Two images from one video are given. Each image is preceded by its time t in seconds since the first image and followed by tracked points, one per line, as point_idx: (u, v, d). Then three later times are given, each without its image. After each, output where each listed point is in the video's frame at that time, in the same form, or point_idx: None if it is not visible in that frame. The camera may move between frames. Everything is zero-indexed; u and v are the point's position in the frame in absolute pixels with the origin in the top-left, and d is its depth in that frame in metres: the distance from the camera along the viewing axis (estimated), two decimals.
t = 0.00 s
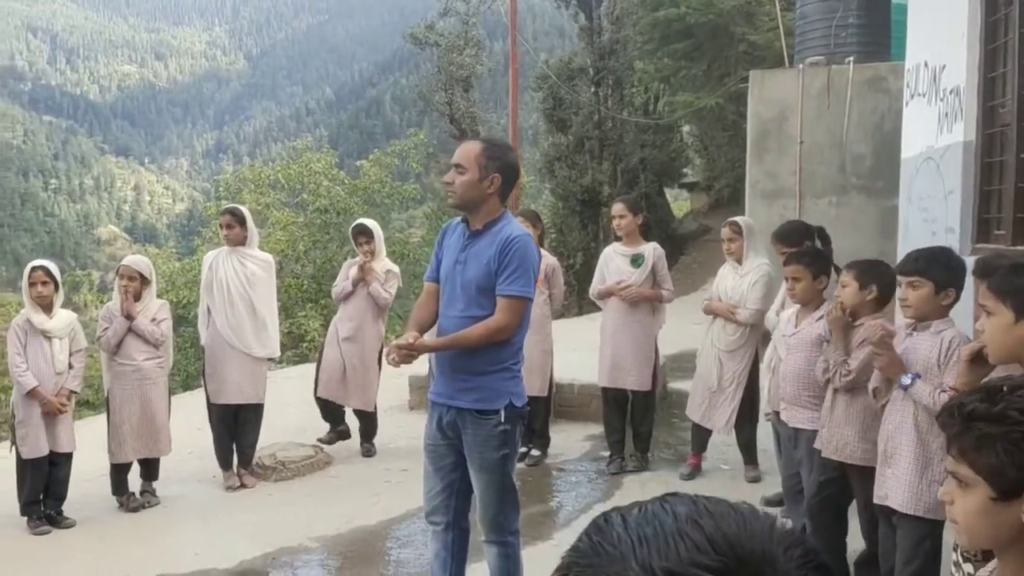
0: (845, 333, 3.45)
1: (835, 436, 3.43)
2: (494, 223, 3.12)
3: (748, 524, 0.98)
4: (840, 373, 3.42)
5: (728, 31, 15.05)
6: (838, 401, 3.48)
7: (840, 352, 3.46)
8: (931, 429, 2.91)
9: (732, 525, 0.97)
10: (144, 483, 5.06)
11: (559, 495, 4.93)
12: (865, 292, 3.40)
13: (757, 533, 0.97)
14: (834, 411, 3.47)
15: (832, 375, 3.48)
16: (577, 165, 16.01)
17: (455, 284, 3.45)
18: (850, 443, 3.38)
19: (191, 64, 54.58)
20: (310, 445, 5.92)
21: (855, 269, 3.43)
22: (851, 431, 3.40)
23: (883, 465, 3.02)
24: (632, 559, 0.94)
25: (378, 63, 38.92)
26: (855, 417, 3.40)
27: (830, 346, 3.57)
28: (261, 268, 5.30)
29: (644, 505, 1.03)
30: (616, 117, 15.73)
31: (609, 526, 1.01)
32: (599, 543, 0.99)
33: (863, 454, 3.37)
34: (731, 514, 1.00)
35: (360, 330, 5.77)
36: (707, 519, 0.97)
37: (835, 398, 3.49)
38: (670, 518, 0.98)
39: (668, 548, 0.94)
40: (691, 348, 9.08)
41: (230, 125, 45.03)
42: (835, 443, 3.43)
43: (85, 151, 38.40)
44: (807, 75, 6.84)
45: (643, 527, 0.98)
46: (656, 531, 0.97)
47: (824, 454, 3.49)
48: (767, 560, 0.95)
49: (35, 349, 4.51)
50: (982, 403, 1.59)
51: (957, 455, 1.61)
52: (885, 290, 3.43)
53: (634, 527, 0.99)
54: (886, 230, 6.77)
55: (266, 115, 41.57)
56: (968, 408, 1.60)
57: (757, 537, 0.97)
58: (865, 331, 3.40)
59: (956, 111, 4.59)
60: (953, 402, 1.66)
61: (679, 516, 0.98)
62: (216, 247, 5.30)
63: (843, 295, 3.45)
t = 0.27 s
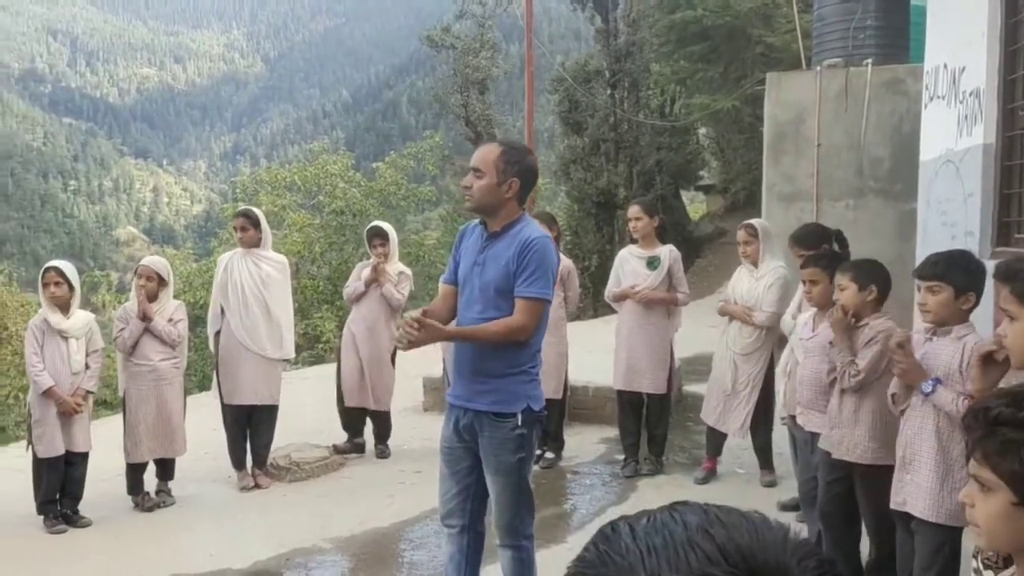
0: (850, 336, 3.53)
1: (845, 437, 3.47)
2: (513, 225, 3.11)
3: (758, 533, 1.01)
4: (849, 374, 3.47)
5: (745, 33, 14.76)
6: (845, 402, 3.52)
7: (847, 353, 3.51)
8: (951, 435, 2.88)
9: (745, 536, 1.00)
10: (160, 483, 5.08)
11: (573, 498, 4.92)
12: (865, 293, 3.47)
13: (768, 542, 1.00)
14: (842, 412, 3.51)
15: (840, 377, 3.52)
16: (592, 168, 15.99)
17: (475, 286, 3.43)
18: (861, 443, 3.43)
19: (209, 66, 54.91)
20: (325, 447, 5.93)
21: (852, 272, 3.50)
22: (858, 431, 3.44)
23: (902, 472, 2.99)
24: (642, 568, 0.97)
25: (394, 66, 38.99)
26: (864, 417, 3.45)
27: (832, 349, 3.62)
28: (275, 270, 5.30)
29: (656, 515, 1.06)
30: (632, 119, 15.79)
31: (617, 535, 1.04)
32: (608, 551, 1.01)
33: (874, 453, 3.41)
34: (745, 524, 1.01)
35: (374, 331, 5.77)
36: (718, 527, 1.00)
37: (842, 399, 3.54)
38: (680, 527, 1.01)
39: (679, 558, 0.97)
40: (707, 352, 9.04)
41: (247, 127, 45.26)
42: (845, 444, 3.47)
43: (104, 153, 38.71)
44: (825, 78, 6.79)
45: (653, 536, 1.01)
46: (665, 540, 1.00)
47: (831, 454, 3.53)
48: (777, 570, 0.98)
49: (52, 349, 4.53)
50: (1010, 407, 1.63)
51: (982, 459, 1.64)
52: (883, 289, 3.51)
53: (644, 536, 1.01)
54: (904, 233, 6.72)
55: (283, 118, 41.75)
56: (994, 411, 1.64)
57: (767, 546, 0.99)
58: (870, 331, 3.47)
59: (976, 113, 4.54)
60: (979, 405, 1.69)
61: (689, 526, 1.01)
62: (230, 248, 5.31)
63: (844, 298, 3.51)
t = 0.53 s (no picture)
0: (871, 324, 3.51)
1: (873, 427, 3.44)
2: (543, 217, 3.09)
3: (785, 530, 0.99)
4: (875, 365, 3.44)
5: (771, 21, 14.44)
6: (871, 391, 3.50)
7: (870, 344, 3.48)
8: (982, 429, 2.85)
9: (771, 531, 0.98)
10: (186, 472, 5.12)
11: (597, 490, 4.91)
12: (884, 283, 3.45)
13: (796, 539, 0.98)
14: (868, 403, 3.49)
15: (865, 368, 3.49)
16: (616, 159, 15.93)
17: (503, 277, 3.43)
18: (889, 433, 3.41)
19: (235, 58, 55.21)
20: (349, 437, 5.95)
21: (869, 262, 3.48)
22: (887, 421, 3.42)
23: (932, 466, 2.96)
24: (664, 565, 0.96)
25: (418, 56, 38.97)
26: (892, 407, 3.43)
27: (854, 340, 3.59)
28: (300, 261, 5.32)
29: (677, 511, 1.04)
30: (657, 110, 15.74)
31: (638, 530, 1.03)
32: (630, 548, 1.00)
33: (903, 442, 3.40)
34: (770, 519, 0.99)
35: (398, 321, 5.78)
36: (743, 524, 0.99)
37: (868, 388, 3.52)
38: (703, 524, 1.00)
39: (703, 555, 0.95)
40: (732, 344, 8.98)
41: (272, 118, 45.48)
42: (873, 434, 3.44)
43: (132, 145, 39.09)
44: (854, 66, 6.71)
45: (676, 532, 1.00)
46: (689, 536, 0.98)
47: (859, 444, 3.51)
48: (806, 568, 0.96)
49: (80, 338, 4.58)
50: None
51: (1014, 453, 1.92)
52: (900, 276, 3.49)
53: (666, 532, 1.00)
54: (934, 224, 6.62)
55: (308, 109, 41.92)
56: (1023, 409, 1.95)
57: (795, 544, 0.98)
58: (894, 321, 3.46)
59: (1008, 102, 4.46)
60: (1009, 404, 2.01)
61: (712, 522, 0.99)
62: (255, 240, 5.33)
63: (863, 289, 3.48)
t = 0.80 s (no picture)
0: (894, 335, 3.46)
1: (903, 438, 3.41)
2: (572, 225, 3.09)
3: (821, 552, 0.98)
4: (899, 376, 3.41)
5: (795, 27, 14.37)
6: (899, 401, 3.47)
7: (893, 354, 3.44)
8: (1013, 439, 2.81)
9: (806, 555, 0.97)
10: (212, 480, 5.15)
11: (621, 499, 4.88)
12: (900, 292, 3.42)
13: (832, 562, 0.97)
14: (894, 413, 3.46)
15: (889, 378, 3.46)
16: (638, 165, 15.88)
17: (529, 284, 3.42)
18: (917, 443, 3.37)
19: (259, 69, 55.70)
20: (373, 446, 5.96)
21: (883, 273, 3.45)
22: (916, 430, 3.38)
23: (962, 476, 2.92)
24: None
25: (439, 65, 39.09)
26: (921, 416, 3.40)
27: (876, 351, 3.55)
28: (323, 270, 5.35)
29: (708, 530, 1.05)
30: (679, 117, 15.73)
31: (670, 551, 1.04)
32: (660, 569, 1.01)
33: (932, 451, 3.37)
34: (805, 541, 0.99)
35: (422, 329, 5.77)
36: (776, 546, 0.98)
37: (895, 398, 3.49)
38: (736, 546, 0.99)
39: None
40: (756, 351, 8.92)
41: (296, 128, 45.82)
42: (902, 444, 3.42)
43: (158, 155, 39.51)
44: (878, 72, 6.62)
45: (707, 554, 1.00)
46: (720, 558, 0.99)
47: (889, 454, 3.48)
48: None
49: (107, 347, 4.62)
50: None
51: None
52: (917, 284, 3.46)
53: (697, 554, 1.01)
54: (962, 230, 6.55)
55: (331, 119, 42.20)
56: None
57: (831, 566, 0.96)
58: (915, 329, 3.42)
59: None
60: None
61: (745, 544, 0.99)
62: (279, 248, 5.35)
63: (880, 300, 3.45)
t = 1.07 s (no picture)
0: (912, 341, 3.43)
1: (920, 444, 3.39)
2: (595, 231, 3.07)
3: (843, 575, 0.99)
4: (916, 382, 3.38)
5: (813, 31, 14.42)
6: (916, 408, 3.44)
7: (911, 360, 3.41)
8: None
9: None
10: (231, 484, 5.17)
11: (639, 505, 4.86)
12: (919, 299, 3.40)
13: None
14: (911, 419, 3.44)
15: (906, 384, 3.43)
16: (655, 171, 15.80)
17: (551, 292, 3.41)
18: (934, 449, 3.36)
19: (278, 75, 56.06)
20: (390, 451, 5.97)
21: (903, 279, 3.42)
22: (933, 437, 3.37)
23: (984, 483, 2.89)
24: None
25: (457, 72, 39.19)
26: (939, 422, 3.37)
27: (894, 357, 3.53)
28: (342, 275, 5.37)
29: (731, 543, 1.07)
30: (697, 121, 15.60)
31: (688, 562, 1.07)
32: None
33: (949, 458, 3.35)
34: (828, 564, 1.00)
35: (442, 335, 5.78)
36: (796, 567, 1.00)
37: (912, 404, 3.45)
38: (754, 563, 1.02)
39: None
40: (775, 357, 8.87)
41: (314, 134, 46.07)
42: (918, 451, 3.40)
43: (178, 162, 39.83)
44: (898, 76, 6.57)
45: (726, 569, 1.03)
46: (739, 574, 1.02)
47: (906, 461, 3.46)
48: None
49: (127, 352, 4.66)
50: None
51: None
52: (937, 290, 3.44)
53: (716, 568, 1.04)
54: (984, 235, 6.49)
55: (349, 125, 42.39)
56: None
57: None
58: (933, 335, 3.39)
59: None
60: None
61: (763, 561, 1.02)
62: (299, 254, 5.37)
63: (899, 306, 3.42)
